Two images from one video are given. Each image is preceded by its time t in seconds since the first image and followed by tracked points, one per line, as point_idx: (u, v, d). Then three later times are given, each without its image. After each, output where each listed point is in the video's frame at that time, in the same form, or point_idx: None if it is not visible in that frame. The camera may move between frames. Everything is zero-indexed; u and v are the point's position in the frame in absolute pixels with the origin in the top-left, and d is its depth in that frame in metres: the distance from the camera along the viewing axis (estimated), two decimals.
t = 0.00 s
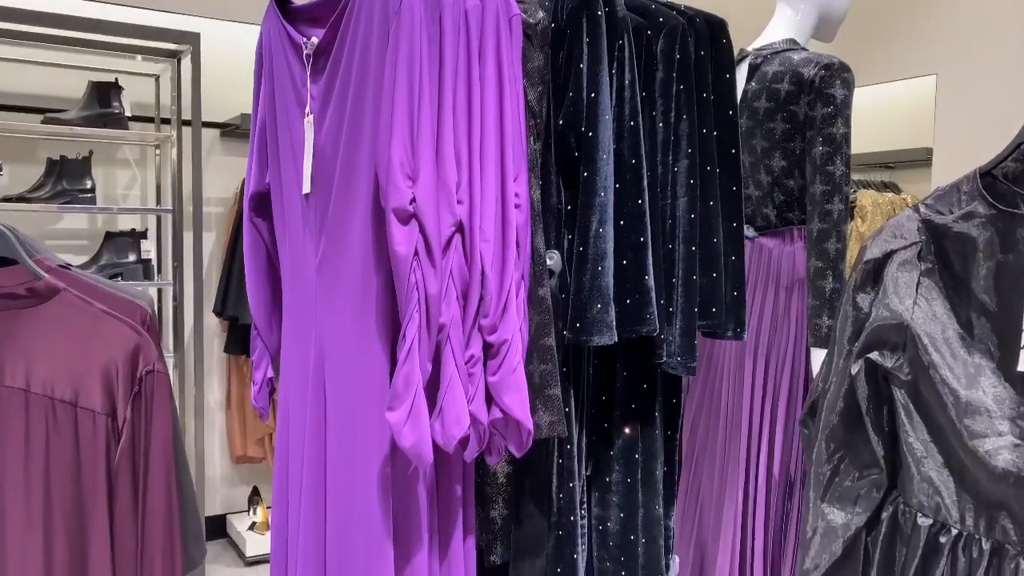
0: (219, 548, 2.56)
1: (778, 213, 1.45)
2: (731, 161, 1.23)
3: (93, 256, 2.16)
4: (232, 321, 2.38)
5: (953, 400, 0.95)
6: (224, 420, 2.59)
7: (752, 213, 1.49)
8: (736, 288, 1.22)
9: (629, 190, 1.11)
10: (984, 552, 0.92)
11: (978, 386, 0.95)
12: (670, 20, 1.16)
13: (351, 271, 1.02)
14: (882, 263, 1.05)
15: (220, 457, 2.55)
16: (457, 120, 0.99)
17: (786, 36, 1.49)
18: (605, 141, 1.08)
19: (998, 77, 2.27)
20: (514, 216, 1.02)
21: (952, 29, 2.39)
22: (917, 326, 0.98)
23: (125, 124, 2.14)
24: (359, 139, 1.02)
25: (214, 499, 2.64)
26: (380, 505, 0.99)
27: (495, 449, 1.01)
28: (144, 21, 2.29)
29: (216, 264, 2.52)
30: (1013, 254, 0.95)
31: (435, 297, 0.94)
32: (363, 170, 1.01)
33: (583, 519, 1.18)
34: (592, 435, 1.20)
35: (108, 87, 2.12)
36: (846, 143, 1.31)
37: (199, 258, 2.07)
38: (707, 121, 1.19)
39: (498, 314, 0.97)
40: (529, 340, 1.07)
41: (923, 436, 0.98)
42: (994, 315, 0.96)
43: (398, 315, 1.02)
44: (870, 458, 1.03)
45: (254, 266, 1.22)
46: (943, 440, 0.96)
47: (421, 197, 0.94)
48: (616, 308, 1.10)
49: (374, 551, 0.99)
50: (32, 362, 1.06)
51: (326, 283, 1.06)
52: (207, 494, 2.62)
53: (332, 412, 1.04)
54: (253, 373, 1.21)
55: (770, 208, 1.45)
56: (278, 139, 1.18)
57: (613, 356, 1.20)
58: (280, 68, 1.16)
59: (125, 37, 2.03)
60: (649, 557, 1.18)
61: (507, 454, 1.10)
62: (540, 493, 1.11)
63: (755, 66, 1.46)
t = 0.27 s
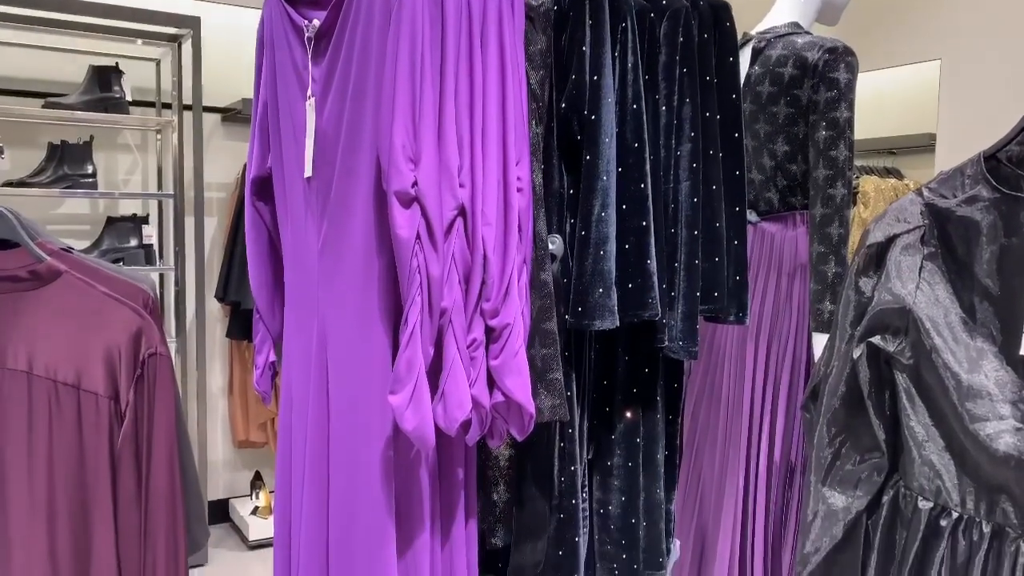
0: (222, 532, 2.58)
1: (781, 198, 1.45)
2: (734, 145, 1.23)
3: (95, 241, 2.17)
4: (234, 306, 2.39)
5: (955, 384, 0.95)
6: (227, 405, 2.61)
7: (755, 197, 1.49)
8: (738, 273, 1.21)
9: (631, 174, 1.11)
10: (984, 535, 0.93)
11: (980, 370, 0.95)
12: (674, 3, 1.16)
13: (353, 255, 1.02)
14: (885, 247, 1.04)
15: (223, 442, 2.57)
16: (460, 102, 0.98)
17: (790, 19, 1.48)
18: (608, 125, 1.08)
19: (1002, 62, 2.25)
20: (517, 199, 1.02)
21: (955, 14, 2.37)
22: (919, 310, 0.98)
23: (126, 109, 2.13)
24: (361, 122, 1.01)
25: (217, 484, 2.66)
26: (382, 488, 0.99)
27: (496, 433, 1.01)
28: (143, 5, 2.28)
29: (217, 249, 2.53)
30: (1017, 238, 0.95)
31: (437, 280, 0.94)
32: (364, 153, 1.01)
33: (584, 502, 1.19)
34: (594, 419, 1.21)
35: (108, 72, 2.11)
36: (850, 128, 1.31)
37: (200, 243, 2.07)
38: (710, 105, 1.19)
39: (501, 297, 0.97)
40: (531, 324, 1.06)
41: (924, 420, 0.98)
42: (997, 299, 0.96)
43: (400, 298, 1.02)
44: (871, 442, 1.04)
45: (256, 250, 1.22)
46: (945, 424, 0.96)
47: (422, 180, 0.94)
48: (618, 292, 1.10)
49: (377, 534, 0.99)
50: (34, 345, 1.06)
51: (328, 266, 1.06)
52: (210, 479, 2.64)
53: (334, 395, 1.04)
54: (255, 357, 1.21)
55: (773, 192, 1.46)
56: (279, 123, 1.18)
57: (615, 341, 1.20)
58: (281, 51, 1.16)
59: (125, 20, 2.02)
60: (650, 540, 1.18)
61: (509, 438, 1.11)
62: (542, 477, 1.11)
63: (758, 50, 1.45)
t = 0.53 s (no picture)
0: (224, 518, 2.60)
1: (783, 185, 1.45)
2: (736, 132, 1.22)
3: (96, 229, 2.17)
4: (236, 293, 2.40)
5: (956, 371, 0.95)
6: (229, 393, 2.62)
7: (757, 185, 1.49)
8: (740, 261, 1.21)
9: (633, 160, 1.10)
10: (983, 521, 0.93)
11: (982, 357, 0.95)
12: None
13: (354, 242, 1.02)
14: (886, 234, 1.04)
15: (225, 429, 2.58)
16: (460, 88, 0.98)
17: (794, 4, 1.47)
18: (609, 112, 1.07)
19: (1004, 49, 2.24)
20: (518, 186, 1.01)
21: None
22: (921, 297, 0.98)
23: (126, 96, 2.12)
24: (361, 108, 1.01)
25: (220, 470, 2.68)
26: (383, 475, 0.99)
27: (497, 419, 1.00)
28: None
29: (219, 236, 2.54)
30: (1019, 225, 0.95)
31: (437, 268, 0.94)
32: (365, 139, 1.00)
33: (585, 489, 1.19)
34: (595, 407, 1.21)
35: (108, 59, 2.10)
36: (852, 115, 1.30)
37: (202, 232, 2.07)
38: (712, 91, 1.18)
39: (501, 285, 0.96)
40: (531, 312, 1.06)
41: (925, 407, 0.98)
42: (998, 286, 0.96)
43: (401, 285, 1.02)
44: (872, 429, 1.04)
45: (257, 238, 1.22)
46: (945, 411, 0.97)
47: (423, 166, 0.94)
48: (619, 280, 1.09)
49: (377, 520, 0.99)
50: (35, 331, 1.06)
51: (328, 253, 1.06)
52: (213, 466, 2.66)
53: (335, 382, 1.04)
54: (256, 344, 1.21)
55: (775, 179, 1.46)
56: (280, 109, 1.18)
57: (616, 328, 1.21)
58: (281, 37, 1.15)
59: (124, 7, 2.01)
60: (650, 527, 1.19)
61: (510, 425, 1.11)
62: (543, 465, 1.11)
63: (761, 36, 1.44)
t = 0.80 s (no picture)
0: (226, 504, 2.62)
1: (786, 171, 1.44)
2: (739, 117, 1.22)
3: (97, 216, 2.17)
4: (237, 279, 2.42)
5: (959, 356, 0.94)
6: (232, 380, 2.63)
7: (760, 170, 1.48)
8: (742, 246, 1.21)
9: (635, 145, 1.10)
10: (985, 506, 0.93)
11: (985, 342, 0.94)
12: None
13: (356, 227, 1.02)
14: (890, 219, 1.04)
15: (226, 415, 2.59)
16: (462, 72, 0.97)
17: None
18: (611, 96, 1.07)
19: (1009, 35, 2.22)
20: (519, 171, 1.01)
21: None
22: (924, 282, 0.97)
23: (127, 82, 2.12)
24: (362, 92, 1.00)
25: (222, 457, 2.69)
26: (385, 460, 0.99)
27: (498, 405, 1.00)
28: None
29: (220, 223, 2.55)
30: None
31: (439, 252, 0.94)
32: (366, 124, 1.00)
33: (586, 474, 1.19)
34: (597, 392, 1.21)
35: (108, 44, 2.09)
36: (855, 100, 1.29)
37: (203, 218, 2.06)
38: (716, 76, 1.17)
39: (503, 270, 0.96)
40: (533, 297, 1.06)
41: (927, 392, 0.98)
42: (1002, 271, 0.95)
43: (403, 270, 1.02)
44: (874, 414, 1.04)
45: (258, 223, 1.22)
46: (948, 396, 0.96)
47: (424, 150, 0.93)
48: (621, 266, 1.09)
49: (380, 506, 0.99)
50: (36, 315, 1.06)
51: (330, 238, 1.05)
52: (215, 453, 2.67)
53: (337, 368, 1.04)
54: (258, 329, 1.21)
55: (778, 164, 1.45)
56: (280, 94, 1.17)
57: (618, 314, 1.21)
58: (281, 21, 1.14)
59: None
60: (652, 512, 1.19)
61: (512, 410, 1.11)
62: (544, 450, 1.11)
63: (764, 20, 1.43)
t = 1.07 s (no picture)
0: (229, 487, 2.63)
1: (790, 153, 1.43)
2: (744, 98, 1.20)
3: (98, 200, 2.16)
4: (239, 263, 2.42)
5: (963, 338, 0.93)
6: (234, 364, 2.64)
7: (763, 153, 1.47)
8: (746, 229, 1.20)
9: (639, 126, 1.09)
10: (989, 488, 0.92)
11: (990, 324, 0.93)
12: None
13: (357, 209, 1.01)
14: (895, 200, 1.03)
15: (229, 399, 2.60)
16: (463, 51, 0.96)
17: None
18: (615, 76, 1.06)
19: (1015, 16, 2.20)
20: (522, 152, 1.00)
21: None
22: (929, 263, 0.96)
23: (126, 65, 2.11)
24: (363, 72, 0.99)
25: (225, 440, 2.71)
26: (388, 443, 0.99)
27: (501, 387, 1.00)
28: None
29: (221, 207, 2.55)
30: None
31: (441, 234, 0.93)
32: (367, 105, 0.99)
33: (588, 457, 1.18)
34: (599, 375, 1.21)
35: (108, 27, 2.08)
36: (861, 81, 1.28)
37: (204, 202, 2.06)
38: (720, 55, 1.15)
39: (506, 252, 0.96)
40: (536, 280, 1.05)
41: (931, 374, 0.98)
42: (1009, 253, 0.94)
43: (405, 253, 1.01)
44: (878, 396, 1.04)
45: (259, 205, 1.22)
46: (953, 378, 0.96)
47: (426, 131, 0.92)
48: (624, 248, 1.08)
49: (382, 489, 0.99)
50: (37, 297, 1.06)
51: (331, 220, 1.05)
52: (218, 437, 2.69)
53: (339, 351, 1.04)
54: (259, 313, 1.20)
55: (782, 147, 1.44)
56: (281, 75, 1.16)
57: (620, 297, 1.20)
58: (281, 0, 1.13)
59: None
60: (654, 495, 1.19)
61: (514, 393, 1.11)
62: (546, 433, 1.11)
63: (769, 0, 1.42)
